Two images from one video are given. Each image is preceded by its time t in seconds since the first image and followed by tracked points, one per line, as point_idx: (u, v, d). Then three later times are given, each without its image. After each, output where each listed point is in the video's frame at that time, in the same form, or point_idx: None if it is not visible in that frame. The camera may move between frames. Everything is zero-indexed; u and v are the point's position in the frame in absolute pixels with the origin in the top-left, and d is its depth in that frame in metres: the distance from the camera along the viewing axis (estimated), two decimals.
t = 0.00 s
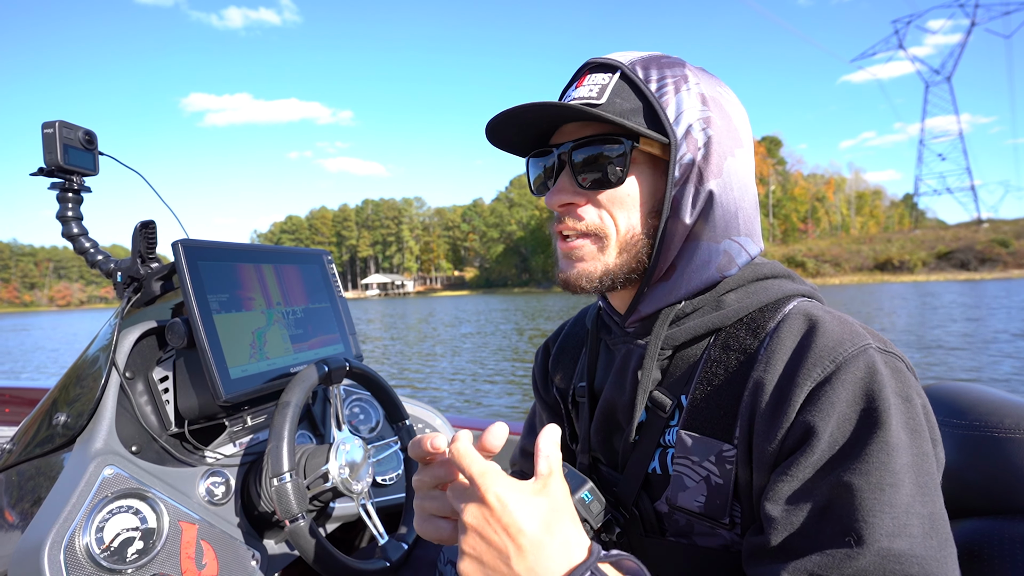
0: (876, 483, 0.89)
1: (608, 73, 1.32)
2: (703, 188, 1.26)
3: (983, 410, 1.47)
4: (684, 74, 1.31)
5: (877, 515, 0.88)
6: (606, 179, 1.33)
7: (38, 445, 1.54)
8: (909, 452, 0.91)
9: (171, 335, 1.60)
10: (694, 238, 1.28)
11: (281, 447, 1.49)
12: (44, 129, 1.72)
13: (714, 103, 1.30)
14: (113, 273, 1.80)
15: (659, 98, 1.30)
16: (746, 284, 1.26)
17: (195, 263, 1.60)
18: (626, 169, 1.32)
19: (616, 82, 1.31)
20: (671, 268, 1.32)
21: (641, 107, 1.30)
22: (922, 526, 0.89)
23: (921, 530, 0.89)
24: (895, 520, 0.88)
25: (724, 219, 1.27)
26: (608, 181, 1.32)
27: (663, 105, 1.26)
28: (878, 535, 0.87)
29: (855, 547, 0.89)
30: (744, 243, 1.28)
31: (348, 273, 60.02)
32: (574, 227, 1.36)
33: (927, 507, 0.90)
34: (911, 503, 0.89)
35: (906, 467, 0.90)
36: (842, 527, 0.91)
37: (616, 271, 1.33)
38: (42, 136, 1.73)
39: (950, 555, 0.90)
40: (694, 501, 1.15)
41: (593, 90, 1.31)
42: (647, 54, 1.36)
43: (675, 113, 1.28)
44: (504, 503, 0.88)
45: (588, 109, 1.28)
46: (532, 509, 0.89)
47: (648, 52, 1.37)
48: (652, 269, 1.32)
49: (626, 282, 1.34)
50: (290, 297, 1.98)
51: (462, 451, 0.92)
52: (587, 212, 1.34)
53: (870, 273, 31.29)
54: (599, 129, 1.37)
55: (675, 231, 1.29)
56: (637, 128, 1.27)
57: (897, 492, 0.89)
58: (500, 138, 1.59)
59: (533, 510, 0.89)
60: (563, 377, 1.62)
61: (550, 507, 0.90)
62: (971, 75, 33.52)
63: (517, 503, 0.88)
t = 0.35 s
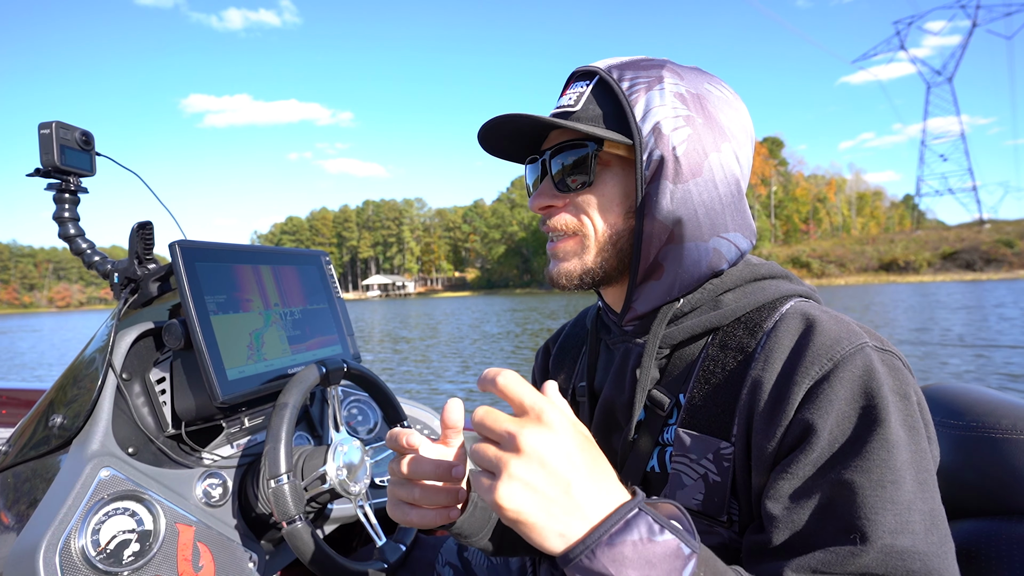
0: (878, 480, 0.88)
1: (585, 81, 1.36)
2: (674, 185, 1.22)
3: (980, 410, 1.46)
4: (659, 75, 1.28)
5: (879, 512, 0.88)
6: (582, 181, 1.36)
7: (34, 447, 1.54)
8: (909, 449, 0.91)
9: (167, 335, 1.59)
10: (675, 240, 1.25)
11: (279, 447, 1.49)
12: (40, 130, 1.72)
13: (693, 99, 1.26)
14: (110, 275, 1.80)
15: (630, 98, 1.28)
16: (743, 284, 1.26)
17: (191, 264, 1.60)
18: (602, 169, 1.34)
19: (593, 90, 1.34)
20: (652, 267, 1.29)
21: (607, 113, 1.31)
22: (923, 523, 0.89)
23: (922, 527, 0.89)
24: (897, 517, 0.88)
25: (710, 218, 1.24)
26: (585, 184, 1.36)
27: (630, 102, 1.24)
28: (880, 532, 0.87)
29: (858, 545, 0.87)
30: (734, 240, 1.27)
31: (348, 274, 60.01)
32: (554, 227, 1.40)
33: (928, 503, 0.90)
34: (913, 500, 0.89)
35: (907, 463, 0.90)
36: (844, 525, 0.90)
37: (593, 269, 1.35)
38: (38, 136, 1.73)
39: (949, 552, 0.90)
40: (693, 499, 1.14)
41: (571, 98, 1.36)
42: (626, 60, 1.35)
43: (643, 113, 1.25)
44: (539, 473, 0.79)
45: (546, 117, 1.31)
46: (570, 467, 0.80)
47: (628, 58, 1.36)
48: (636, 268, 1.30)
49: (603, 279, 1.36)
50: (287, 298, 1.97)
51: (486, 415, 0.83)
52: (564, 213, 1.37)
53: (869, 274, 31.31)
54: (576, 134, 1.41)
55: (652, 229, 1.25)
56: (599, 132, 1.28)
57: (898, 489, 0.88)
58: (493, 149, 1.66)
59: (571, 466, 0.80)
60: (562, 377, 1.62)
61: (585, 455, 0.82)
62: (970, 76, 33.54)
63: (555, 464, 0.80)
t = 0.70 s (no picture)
0: (880, 481, 0.89)
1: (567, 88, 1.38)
2: (648, 188, 1.21)
3: (979, 412, 1.47)
4: (628, 81, 1.28)
5: (881, 513, 0.88)
6: (556, 186, 1.39)
7: (33, 447, 1.54)
8: (910, 449, 0.92)
9: (166, 336, 1.59)
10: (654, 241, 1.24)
11: (278, 447, 1.49)
12: (40, 130, 1.72)
13: (665, 100, 1.24)
14: (109, 275, 1.80)
15: (598, 107, 1.28)
16: (742, 285, 1.26)
17: (190, 264, 1.60)
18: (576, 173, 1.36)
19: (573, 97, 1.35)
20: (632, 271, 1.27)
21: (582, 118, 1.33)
22: (927, 523, 0.89)
23: (927, 527, 0.89)
24: (900, 517, 0.88)
25: (692, 215, 1.23)
26: (558, 188, 1.39)
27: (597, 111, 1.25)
28: (885, 533, 0.87)
29: (863, 546, 0.88)
30: (719, 233, 1.27)
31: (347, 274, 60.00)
32: (538, 231, 1.45)
33: (930, 503, 0.90)
34: (916, 501, 0.89)
35: (910, 464, 0.90)
36: (847, 525, 0.90)
37: (568, 271, 1.37)
38: (37, 137, 1.73)
39: (950, 551, 0.91)
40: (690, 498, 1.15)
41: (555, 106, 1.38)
42: (600, 68, 1.36)
43: (609, 120, 1.25)
44: (590, 427, 0.79)
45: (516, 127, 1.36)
46: (618, 430, 0.80)
47: (601, 66, 1.36)
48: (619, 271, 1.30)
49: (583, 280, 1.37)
50: (287, 298, 1.98)
51: (544, 364, 0.82)
52: (544, 217, 1.41)
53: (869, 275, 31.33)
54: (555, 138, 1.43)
55: (632, 232, 1.24)
56: (563, 139, 1.30)
57: (901, 489, 0.89)
58: (502, 156, 1.68)
59: (620, 428, 0.80)
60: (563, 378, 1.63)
61: (634, 419, 0.82)
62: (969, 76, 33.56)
63: (608, 422, 0.79)
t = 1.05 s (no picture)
0: (880, 476, 0.88)
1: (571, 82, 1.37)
2: (659, 184, 1.20)
3: (977, 409, 1.46)
4: (640, 76, 1.27)
5: (882, 508, 0.87)
6: (567, 181, 1.37)
7: (29, 445, 1.53)
8: (909, 444, 0.91)
9: (163, 333, 1.59)
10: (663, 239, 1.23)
11: (275, 445, 1.48)
12: (35, 126, 1.70)
13: (676, 98, 1.24)
14: (105, 272, 1.79)
15: (610, 98, 1.27)
16: (740, 282, 1.25)
17: (187, 261, 1.59)
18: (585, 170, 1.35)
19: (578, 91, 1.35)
20: (642, 267, 1.27)
21: (590, 113, 1.32)
22: (929, 517, 0.89)
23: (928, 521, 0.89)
24: (901, 512, 0.87)
25: (699, 215, 1.22)
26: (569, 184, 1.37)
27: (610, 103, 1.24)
28: (886, 528, 0.87)
29: (865, 540, 0.87)
30: (725, 235, 1.26)
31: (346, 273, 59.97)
32: (542, 226, 1.41)
33: (931, 497, 0.90)
34: (917, 495, 0.89)
35: (909, 458, 0.90)
36: (849, 520, 0.90)
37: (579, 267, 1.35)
38: (32, 133, 1.71)
39: (951, 545, 0.90)
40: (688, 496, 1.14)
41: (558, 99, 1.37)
42: (609, 62, 1.35)
43: (623, 113, 1.25)
44: (619, 395, 0.80)
45: (524, 120, 1.34)
46: (643, 400, 0.81)
47: (609, 61, 1.36)
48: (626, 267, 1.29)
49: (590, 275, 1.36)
50: (284, 296, 1.97)
51: (578, 332, 0.83)
52: (549, 213, 1.39)
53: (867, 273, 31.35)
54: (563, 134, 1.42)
55: (643, 230, 1.23)
56: (579, 132, 1.28)
57: (902, 484, 0.88)
58: (492, 153, 1.67)
59: (645, 400, 0.81)
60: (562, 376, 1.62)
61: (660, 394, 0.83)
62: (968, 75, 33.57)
63: (638, 393, 0.80)
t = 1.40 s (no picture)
0: (867, 483, 0.88)
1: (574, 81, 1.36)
2: (659, 189, 1.21)
3: (974, 410, 1.46)
4: (646, 77, 1.27)
5: (867, 515, 0.87)
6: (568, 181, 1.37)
7: (26, 445, 1.53)
8: (898, 451, 0.91)
9: (161, 334, 1.58)
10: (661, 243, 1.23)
11: (273, 446, 1.48)
12: (33, 127, 1.70)
13: (679, 102, 1.24)
14: (103, 273, 1.78)
15: (615, 99, 1.27)
16: (736, 285, 1.25)
17: (185, 262, 1.58)
18: (588, 169, 1.35)
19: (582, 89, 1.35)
20: (641, 270, 1.28)
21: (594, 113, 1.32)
22: (915, 525, 0.88)
23: (913, 529, 0.88)
24: (886, 520, 0.87)
25: (696, 220, 1.23)
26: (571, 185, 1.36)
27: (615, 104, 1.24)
28: (870, 535, 0.87)
29: (848, 547, 0.88)
30: (723, 241, 1.25)
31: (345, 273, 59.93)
32: (540, 224, 1.41)
33: (918, 504, 0.89)
34: (903, 503, 0.88)
35: (897, 465, 0.89)
36: (834, 527, 0.90)
37: (576, 268, 1.36)
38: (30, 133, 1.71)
39: (939, 553, 0.90)
40: (685, 499, 1.14)
41: (561, 98, 1.37)
42: (614, 61, 1.35)
43: (627, 115, 1.25)
44: (535, 504, 0.73)
45: (529, 118, 1.33)
46: (562, 498, 0.75)
47: (615, 60, 1.35)
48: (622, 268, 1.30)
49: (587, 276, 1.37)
50: (282, 297, 1.96)
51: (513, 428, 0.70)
52: (550, 212, 1.38)
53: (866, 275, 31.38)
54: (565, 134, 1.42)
55: (639, 233, 1.24)
56: (586, 132, 1.28)
57: (887, 491, 0.88)
58: (493, 151, 1.68)
59: (562, 495, 0.75)
60: (560, 376, 1.62)
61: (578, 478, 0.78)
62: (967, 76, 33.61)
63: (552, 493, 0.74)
